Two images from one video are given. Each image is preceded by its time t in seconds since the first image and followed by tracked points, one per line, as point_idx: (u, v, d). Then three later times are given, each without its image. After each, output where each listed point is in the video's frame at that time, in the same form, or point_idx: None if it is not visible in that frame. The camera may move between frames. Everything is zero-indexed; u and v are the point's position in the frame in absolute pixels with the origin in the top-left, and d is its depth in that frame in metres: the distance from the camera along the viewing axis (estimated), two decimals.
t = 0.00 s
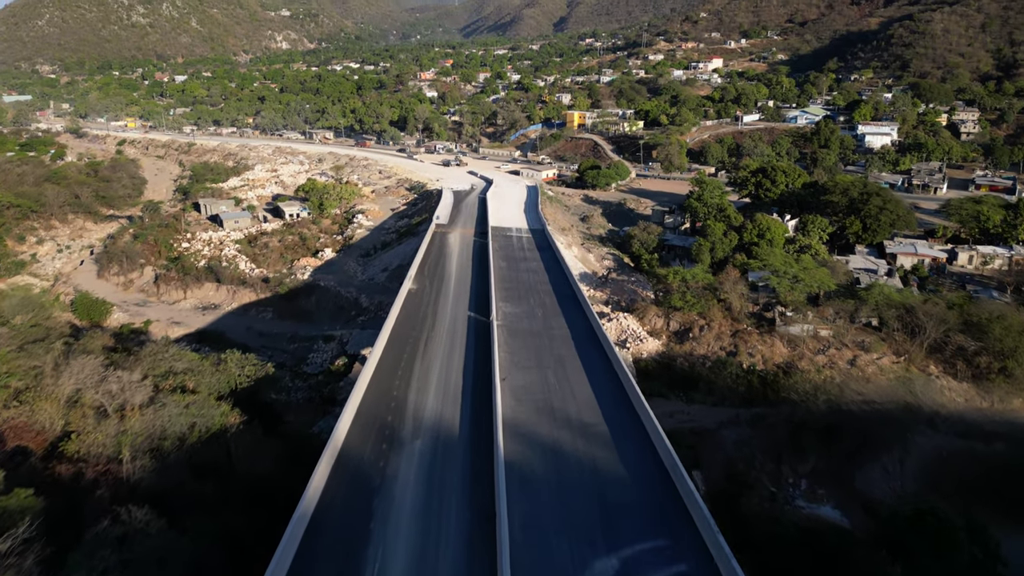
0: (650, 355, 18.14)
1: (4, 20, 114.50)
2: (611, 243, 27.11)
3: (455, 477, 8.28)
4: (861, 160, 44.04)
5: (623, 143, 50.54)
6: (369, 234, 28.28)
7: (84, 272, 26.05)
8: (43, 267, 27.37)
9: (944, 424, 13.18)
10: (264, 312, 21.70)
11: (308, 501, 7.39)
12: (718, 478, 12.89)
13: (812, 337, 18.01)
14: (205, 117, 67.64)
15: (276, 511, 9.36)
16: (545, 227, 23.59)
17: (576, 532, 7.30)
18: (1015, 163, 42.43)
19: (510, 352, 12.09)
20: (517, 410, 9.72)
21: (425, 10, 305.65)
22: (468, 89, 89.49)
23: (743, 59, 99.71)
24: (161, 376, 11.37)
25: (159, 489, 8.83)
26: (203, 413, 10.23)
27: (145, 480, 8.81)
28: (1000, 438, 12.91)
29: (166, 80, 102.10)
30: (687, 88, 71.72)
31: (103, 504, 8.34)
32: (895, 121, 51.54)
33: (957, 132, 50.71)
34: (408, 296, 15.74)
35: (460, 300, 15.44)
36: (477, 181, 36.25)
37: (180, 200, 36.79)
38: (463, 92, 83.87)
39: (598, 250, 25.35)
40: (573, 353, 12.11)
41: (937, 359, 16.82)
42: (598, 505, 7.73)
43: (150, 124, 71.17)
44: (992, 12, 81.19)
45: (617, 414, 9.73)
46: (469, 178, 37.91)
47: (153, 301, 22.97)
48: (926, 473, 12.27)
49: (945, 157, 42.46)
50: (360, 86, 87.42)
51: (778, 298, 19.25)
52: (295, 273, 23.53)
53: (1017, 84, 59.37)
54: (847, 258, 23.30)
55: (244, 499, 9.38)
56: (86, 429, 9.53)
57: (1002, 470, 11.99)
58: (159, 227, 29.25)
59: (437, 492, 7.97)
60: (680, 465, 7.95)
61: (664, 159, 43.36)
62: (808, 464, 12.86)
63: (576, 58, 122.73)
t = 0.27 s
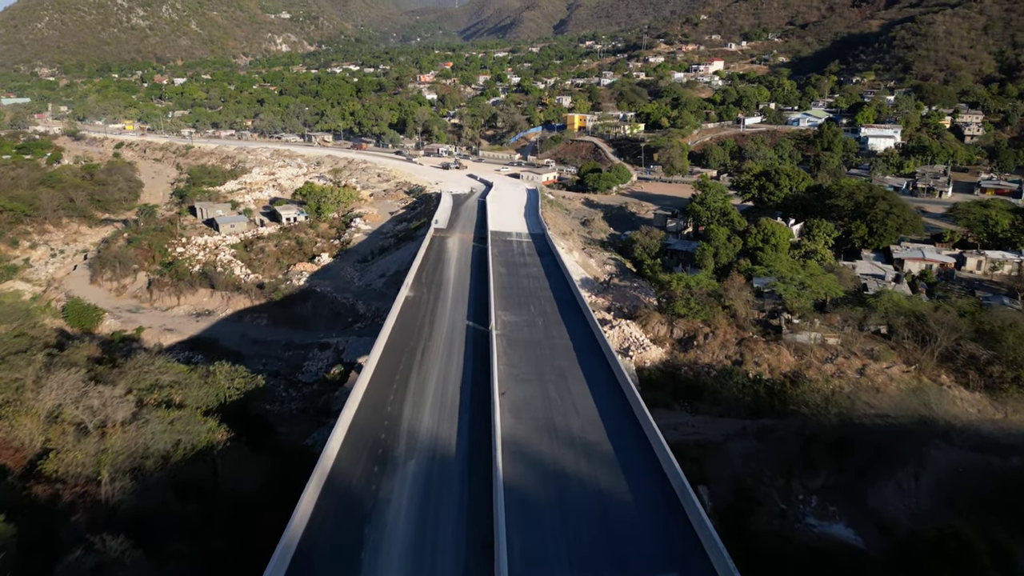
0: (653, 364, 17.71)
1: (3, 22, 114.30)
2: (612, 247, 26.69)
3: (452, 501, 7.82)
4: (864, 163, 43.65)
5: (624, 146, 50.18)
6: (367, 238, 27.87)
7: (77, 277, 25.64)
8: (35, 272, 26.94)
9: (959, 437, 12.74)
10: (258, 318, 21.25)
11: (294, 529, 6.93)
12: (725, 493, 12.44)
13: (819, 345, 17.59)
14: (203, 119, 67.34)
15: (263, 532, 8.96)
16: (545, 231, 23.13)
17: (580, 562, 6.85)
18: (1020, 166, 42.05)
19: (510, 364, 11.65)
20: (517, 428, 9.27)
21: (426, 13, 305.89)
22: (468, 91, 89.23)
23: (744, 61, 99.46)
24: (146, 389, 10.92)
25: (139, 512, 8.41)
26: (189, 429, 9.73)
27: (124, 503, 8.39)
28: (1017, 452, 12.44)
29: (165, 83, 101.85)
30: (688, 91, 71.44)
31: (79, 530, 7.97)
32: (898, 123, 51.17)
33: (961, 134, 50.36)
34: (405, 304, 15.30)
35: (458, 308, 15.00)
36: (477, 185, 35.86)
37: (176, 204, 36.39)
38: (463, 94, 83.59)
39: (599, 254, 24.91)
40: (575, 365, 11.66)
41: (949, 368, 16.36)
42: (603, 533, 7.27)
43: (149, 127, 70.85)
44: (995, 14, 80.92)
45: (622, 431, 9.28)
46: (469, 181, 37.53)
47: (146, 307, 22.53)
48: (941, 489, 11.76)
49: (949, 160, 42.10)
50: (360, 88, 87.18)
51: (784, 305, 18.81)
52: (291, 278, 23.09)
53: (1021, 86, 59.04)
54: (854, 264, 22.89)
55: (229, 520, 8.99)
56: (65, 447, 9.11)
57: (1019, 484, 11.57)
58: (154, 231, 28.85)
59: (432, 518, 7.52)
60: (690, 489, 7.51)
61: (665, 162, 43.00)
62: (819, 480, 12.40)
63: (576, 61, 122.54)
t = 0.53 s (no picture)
0: (657, 371, 17.34)
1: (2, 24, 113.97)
2: (614, 251, 26.29)
3: (448, 524, 7.42)
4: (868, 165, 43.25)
5: (625, 147, 49.82)
6: (365, 242, 27.48)
7: (70, 281, 25.22)
8: (28, 275, 26.53)
9: (976, 451, 11.87)
10: (253, 324, 20.82)
11: (279, 557, 6.52)
12: (731, 507, 12.04)
13: (826, 351, 17.21)
14: (202, 121, 66.99)
15: (248, 553, 8.60)
16: (546, 235, 22.73)
17: None
18: None
19: (509, 374, 11.26)
20: (516, 444, 8.87)
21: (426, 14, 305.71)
22: (468, 93, 88.98)
23: (745, 62, 99.20)
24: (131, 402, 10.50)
25: (119, 535, 8.02)
26: (174, 444, 9.35)
27: (104, 525, 7.99)
28: None
29: (164, 84, 101.51)
30: (689, 92, 71.14)
31: (55, 554, 7.53)
32: (901, 124, 50.84)
33: (964, 136, 50.02)
34: (402, 311, 14.91)
35: (456, 315, 14.61)
36: (477, 187, 35.48)
37: (173, 206, 35.99)
38: (463, 96, 83.28)
39: (601, 258, 24.52)
40: (577, 376, 11.25)
41: (960, 376, 15.94)
42: (607, 559, 6.86)
43: (147, 128, 70.52)
44: (997, 15, 80.63)
45: (626, 448, 8.88)
46: (469, 183, 37.18)
47: (139, 312, 22.10)
48: (955, 505, 10.93)
49: (953, 162, 41.78)
50: (360, 89, 86.90)
51: (790, 311, 18.42)
52: (287, 282, 22.70)
53: None
54: (860, 268, 22.52)
55: (213, 541, 8.61)
56: (44, 463, 8.63)
57: None
58: (149, 235, 28.45)
59: (427, 543, 7.11)
60: (699, 513, 7.09)
61: (666, 164, 42.66)
62: (830, 493, 12.05)
63: (577, 62, 122.34)
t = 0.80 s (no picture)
0: (661, 379, 16.88)
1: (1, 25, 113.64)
2: (616, 254, 25.83)
3: (443, 552, 6.95)
4: (872, 166, 42.88)
5: (626, 149, 49.39)
6: (362, 245, 27.03)
7: (63, 285, 24.73)
8: (20, 279, 26.03)
9: (993, 466, 11.77)
10: (247, 329, 20.32)
11: None
12: (740, 523, 11.53)
13: (835, 359, 16.76)
14: (200, 122, 66.54)
15: None
16: (546, 238, 22.27)
17: None
18: None
19: (509, 387, 10.80)
20: (516, 463, 8.42)
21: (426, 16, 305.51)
22: (468, 94, 88.57)
23: (746, 63, 98.82)
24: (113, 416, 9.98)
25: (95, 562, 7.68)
26: (157, 463, 8.88)
27: (79, 552, 7.59)
28: None
29: (163, 86, 101.13)
30: (690, 93, 70.76)
31: None
32: (905, 126, 50.43)
33: (968, 137, 49.62)
34: (398, 318, 14.44)
35: (454, 322, 14.13)
36: (476, 189, 35.03)
37: (169, 208, 35.52)
38: (463, 97, 82.88)
39: (603, 262, 24.05)
40: (580, 388, 10.77)
41: (973, 385, 15.46)
42: None
43: (145, 129, 70.07)
44: (1000, 16, 80.24)
45: (633, 467, 8.41)
46: (468, 185, 36.74)
47: (131, 317, 21.59)
48: (976, 522, 10.87)
49: (958, 164, 41.38)
50: (359, 91, 86.53)
51: (798, 316, 17.97)
52: (282, 287, 22.23)
53: None
54: (867, 272, 22.07)
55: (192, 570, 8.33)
56: (17, 482, 8.01)
57: None
58: (144, 238, 27.96)
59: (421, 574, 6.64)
60: (712, 540, 6.63)
61: (668, 165, 42.24)
62: (843, 509, 11.49)
63: (577, 63, 121.98)
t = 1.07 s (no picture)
0: (665, 387, 16.43)
1: None
2: (618, 257, 25.37)
3: None
4: (876, 168, 42.46)
5: (627, 150, 48.94)
6: (360, 248, 26.56)
7: (55, 290, 24.27)
8: (12, 282, 25.54)
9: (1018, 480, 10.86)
10: (241, 335, 19.83)
11: None
12: (750, 540, 11.09)
13: (845, 366, 16.30)
14: (198, 124, 66.12)
15: None
16: (547, 241, 21.79)
17: None
18: None
19: (509, 400, 10.33)
20: (516, 485, 7.96)
21: (427, 17, 305.23)
22: (468, 95, 88.16)
23: (748, 64, 98.45)
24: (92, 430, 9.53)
25: None
26: (138, 482, 8.42)
27: None
28: None
29: (162, 87, 100.74)
30: (691, 94, 70.39)
31: None
32: (909, 127, 50.02)
33: (973, 138, 49.18)
34: (395, 324, 13.95)
35: (453, 329, 13.66)
36: (476, 191, 34.57)
37: (165, 211, 35.06)
38: (463, 98, 82.47)
39: (605, 265, 23.59)
40: (584, 401, 10.32)
41: (988, 394, 15.00)
42: None
43: (143, 131, 69.65)
44: (1004, 16, 79.85)
45: (640, 488, 7.96)
46: (468, 187, 36.29)
47: (123, 322, 21.11)
48: (997, 541, 10.12)
49: (964, 165, 40.96)
50: (359, 91, 86.14)
51: (806, 322, 17.49)
52: (278, 291, 21.77)
53: None
54: (876, 276, 21.61)
55: None
56: None
57: None
58: (138, 240, 27.50)
59: None
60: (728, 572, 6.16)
61: (670, 167, 41.80)
62: (858, 527, 11.10)
63: (577, 64, 121.61)
